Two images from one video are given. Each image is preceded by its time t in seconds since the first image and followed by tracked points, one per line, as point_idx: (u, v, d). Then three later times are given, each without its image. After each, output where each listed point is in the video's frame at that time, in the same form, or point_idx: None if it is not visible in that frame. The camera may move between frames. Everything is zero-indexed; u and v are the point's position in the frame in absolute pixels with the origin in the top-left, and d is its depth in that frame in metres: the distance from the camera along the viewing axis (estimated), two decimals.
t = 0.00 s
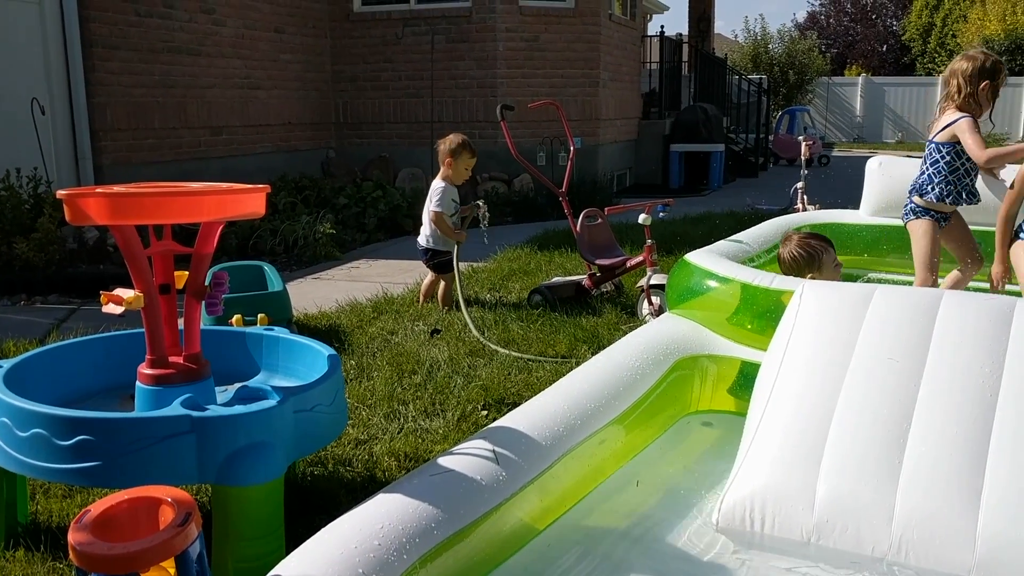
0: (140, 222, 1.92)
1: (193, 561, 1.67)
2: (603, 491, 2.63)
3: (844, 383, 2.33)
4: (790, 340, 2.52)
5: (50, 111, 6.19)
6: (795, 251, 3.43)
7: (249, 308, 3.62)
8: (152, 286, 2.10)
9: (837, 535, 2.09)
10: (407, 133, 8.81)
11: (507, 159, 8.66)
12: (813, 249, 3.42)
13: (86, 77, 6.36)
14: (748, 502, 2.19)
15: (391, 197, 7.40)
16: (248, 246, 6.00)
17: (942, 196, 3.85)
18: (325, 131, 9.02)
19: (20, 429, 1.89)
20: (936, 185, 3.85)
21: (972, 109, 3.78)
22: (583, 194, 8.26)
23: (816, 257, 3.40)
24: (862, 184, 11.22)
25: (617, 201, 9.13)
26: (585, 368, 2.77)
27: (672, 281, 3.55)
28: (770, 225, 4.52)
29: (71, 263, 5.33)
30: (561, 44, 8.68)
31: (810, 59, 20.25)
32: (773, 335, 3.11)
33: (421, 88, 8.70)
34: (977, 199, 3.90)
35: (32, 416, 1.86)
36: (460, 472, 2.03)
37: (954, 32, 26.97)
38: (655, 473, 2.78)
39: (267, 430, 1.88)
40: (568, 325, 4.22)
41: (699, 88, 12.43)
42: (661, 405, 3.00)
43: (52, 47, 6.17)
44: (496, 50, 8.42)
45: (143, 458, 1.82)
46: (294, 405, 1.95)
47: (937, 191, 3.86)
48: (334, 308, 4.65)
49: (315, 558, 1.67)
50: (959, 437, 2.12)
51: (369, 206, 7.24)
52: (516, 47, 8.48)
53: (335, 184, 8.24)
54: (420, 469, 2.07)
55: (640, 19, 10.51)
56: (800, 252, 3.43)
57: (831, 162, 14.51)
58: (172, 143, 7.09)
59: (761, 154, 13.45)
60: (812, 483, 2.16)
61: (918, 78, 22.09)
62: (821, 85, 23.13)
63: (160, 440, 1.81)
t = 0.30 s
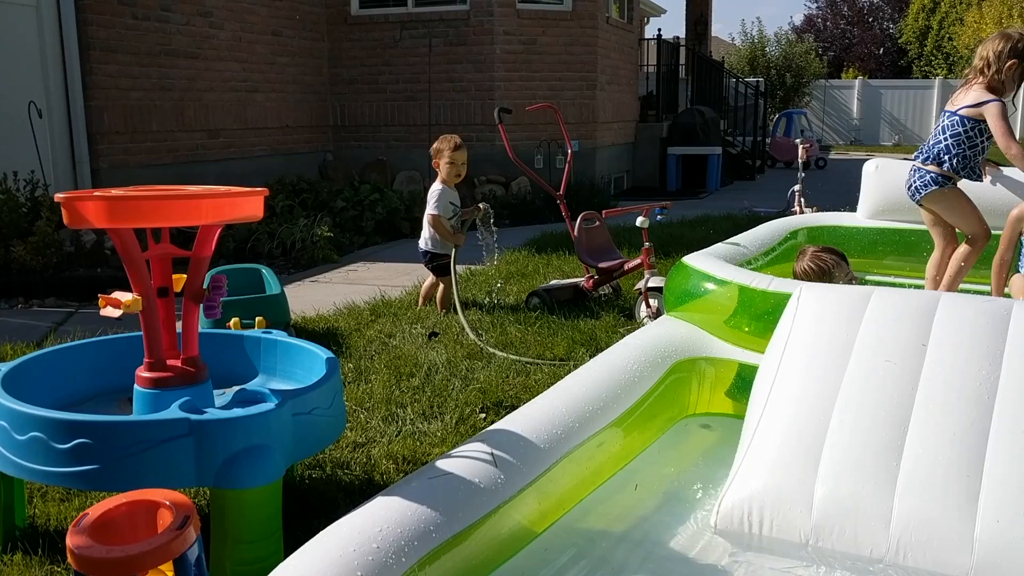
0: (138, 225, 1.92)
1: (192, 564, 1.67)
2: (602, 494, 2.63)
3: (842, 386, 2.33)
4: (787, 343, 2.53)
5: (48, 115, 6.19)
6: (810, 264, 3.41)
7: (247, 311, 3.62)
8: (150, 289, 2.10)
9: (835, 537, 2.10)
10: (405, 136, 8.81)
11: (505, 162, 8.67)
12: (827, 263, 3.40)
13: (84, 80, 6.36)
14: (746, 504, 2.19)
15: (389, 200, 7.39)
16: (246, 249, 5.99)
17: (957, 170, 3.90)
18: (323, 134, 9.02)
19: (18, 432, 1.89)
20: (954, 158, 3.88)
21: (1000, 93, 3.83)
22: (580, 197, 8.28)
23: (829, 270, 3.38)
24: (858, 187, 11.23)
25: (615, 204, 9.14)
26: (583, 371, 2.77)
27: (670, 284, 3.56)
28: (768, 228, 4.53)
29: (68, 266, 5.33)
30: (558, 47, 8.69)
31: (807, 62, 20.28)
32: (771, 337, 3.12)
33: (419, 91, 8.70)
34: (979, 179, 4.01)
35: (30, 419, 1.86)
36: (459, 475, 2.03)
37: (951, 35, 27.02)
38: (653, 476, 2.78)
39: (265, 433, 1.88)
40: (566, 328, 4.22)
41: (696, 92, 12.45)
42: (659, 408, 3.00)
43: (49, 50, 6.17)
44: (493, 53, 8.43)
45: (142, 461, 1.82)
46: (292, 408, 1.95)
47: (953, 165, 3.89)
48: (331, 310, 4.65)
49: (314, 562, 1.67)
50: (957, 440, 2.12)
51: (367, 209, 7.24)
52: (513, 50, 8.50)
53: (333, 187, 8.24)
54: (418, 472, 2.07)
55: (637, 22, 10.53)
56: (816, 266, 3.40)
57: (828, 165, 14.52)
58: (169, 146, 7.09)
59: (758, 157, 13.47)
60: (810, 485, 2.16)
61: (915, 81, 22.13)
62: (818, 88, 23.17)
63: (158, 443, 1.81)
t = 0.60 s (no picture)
0: (132, 230, 1.92)
1: (185, 569, 1.67)
2: (597, 497, 2.63)
3: (837, 389, 2.34)
4: (782, 346, 2.53)
5: (41, 119, 6.18)
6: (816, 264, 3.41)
7: (242, 316, 3.62)
8: (144, 294, 2.10)
9: (829, 541, 2.10)
10: (399, 141, 8.81)
11: (500, 167, 8.68)
12: (833, 264, 3.40)
13: (78, 85, 6.35)
14: (741, 508, 2.20)
15: (384, 205, 7.38)
16: (241, 254, 5.99)
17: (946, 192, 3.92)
18: (318, 139, 9.02)
19: (11, 438, 1.88)
20: (946, 178, 3.90)
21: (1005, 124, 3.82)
22: (574, 201, 8.29)
23: (833, 272, 3.37)
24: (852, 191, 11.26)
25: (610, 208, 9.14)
26: (578, 375, 2.77)
27: (664, 288, 3.56)
28: (762, 232, 4.54)
29: (62, 271, 5.31)
30: (552, 52, 8.71)
31: (801, 67, 20.36)
32: (765, 341, 3.12)
33: (414, 96, 8.71)
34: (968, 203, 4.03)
35: (23, 424, 1.85)
36: (453, 480, 2.03)
37: (944, 39, 27.12)
38: (648, 479, 2.78)
39: (260, 438, 1.88)
40: (561, 332, 4.22)
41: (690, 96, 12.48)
42: (654, 411, 3.00)
43: (42, 55, 6.16)
44: (488, 58, 8.45)
45: (136, 467, 1.81)
46: (287, 413, 1.95)
47: (943, 184, 3.91)
48: (326, 315, 4.64)
49: (308, 568, 1.66)
50: (950, 443, 2.13)
51: (362, 214, 7.24)
52: (507, 55, 8.51)
53: (328, 192, 8.24)
54: (413, 476, 2.07)
55: (632, 27, 10.55)
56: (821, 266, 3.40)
57: (822, 170, 14.56)
58: (163, 151, 7.08)
59: (753, 161, 13.50)
60: (805, 489, 2.17)
61: (908, 86, 22.20)
62: (812, 92, 23.23)
63: (151, 449, 1.81)
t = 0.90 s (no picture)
0: (125, 236, 1.91)
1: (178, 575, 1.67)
2: (591, 503, 2.63)
3: (831, 394, 2.34)
4: (775, 351, 2.53)
5: (35, 125, 6.17)
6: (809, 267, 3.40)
7: (235, 322, 3.61)
8: (137, 300, 2.09)
9: (823, 546, 2.11)
10: (394, 146, 8.82)
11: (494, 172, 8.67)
12: (827, 267, 3.39)
13: (71, 91, 6.34)
14: (735, 513, 2.20)
15: (378, 210, 7.37)
16: (234, 259, 5.98)
17: (911, 197, 4.01)
18: (312, 144, 9.02)
19: (3, 445, 1.87)
20: (914, 182, 4.01)
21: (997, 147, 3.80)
22: (569, 206, 8.30)
23: (827, 275, 3.36)
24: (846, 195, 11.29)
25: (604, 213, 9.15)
26: (572, 380, 2.77)
27: (659, 292, 3.57)
28: (756, 236, 4.55)
29: (56, 277, 5.30)
30: (547, 57, 8.72)
31: (794, 71, 20.41)
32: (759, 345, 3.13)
33: (408, 101, 8.71)
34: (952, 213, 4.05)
35: (15, 431, 1.84)
36: (447, 485, 2.03)
37: (938, 44, 27.22)
38: (642, 484, 2.78)
39: (253, 444, 1.87)
40: (555, 337, 4.22)
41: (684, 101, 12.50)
42: (648, 416, 3.00)
43: (36, 60, 6.15)
44: (482, 63, 8.45)
45: (129, 473, 1.80)
46: (280, 419, 1.94)
47: (910, 189, 4.03)
48: (320, 321, 4.63)
49: None
50: (944, 448, 2.13)
51: (356, 219, 7.23)
52: (502, 60, 8.52)
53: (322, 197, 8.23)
54: (407, 482, 2.06)
55: (626, 32, 10.57)
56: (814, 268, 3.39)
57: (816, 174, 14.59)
58: (157, 156, 7.07)
59: (747, 166, 13.53)
60: (799, 494, 2.17)
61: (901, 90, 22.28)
62: (805, 97, 23.30)
63: (144, 455, 1.80)
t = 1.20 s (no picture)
0: (120, 237, 1.91)
1: None
2: (587, 504, 2.63)
3: (827, 394, 2.34)
4: (771, 351, 2.54)
5: (30, 127, 6.16)
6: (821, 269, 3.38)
7: (231, 324, 3.61)
8: (132, 302, 2.09)
9: (819, 545, 2.11)
10: (389, 147, 8.82)
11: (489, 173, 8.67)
12: (839, 272, 3.38)
13: (66, 93, 6.33)
14: (730, 513, 2.21)
15: (374, 212, 7.37)
16: (230, 261, 5.97)
17: (899, 223, 4.05)
18: (307, 146, 9.01)
19: None
20: (902, 210, 4.05)
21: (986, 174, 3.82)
22: (565, 207, 8.30)
23: (839, 279, 3.36)
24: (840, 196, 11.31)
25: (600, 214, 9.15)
26: (568, 381, 2.77)
27: (655, 293, 3.57)
28: (752, 237, 4.56)
29: (51, 279, 5.29)
30: (542, 59, 8.72)
31: (789, 73, 20.44)
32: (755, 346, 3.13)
33: (403, 102, 8.71)
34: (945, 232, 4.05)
35: (10, 433, 1.84)
36: (443, 486, 2.02)
37: (932, 46, 27.30)
38: (639, 485, 2.78)
39: (249, 446, 1.87)
40: (552, 338, 4.22)
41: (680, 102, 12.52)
42: (644, 417, 3.00)
43: (30, 62, 6.14)
44: (477, 64, 8.46)
45: (124, 475, 1.80)
46: (276, 420, 1.94)
47: (899, 215, 4.07)
48: (316, 322, 4.63)
49: None
50: (940, 447, 2.14)
51: (352, 221, 7.22)
52: (497, 61, 8.52)
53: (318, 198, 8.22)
54: (403, 483, 2.06)
55: (621, 33, 10.58)
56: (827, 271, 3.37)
57: (811, 175, 14.61)
58: (152, 158, 7.06)
59: (743, 167, 13.55)
60: (794, 493, 2.18)
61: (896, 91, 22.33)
62: (800, 98, 23.33)
63: (140, 457, 1.79)
